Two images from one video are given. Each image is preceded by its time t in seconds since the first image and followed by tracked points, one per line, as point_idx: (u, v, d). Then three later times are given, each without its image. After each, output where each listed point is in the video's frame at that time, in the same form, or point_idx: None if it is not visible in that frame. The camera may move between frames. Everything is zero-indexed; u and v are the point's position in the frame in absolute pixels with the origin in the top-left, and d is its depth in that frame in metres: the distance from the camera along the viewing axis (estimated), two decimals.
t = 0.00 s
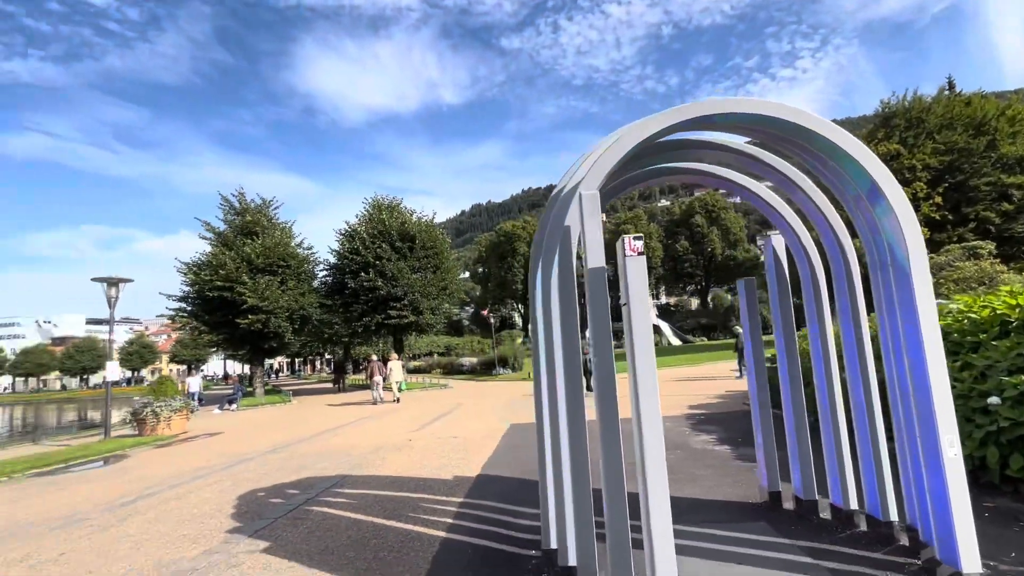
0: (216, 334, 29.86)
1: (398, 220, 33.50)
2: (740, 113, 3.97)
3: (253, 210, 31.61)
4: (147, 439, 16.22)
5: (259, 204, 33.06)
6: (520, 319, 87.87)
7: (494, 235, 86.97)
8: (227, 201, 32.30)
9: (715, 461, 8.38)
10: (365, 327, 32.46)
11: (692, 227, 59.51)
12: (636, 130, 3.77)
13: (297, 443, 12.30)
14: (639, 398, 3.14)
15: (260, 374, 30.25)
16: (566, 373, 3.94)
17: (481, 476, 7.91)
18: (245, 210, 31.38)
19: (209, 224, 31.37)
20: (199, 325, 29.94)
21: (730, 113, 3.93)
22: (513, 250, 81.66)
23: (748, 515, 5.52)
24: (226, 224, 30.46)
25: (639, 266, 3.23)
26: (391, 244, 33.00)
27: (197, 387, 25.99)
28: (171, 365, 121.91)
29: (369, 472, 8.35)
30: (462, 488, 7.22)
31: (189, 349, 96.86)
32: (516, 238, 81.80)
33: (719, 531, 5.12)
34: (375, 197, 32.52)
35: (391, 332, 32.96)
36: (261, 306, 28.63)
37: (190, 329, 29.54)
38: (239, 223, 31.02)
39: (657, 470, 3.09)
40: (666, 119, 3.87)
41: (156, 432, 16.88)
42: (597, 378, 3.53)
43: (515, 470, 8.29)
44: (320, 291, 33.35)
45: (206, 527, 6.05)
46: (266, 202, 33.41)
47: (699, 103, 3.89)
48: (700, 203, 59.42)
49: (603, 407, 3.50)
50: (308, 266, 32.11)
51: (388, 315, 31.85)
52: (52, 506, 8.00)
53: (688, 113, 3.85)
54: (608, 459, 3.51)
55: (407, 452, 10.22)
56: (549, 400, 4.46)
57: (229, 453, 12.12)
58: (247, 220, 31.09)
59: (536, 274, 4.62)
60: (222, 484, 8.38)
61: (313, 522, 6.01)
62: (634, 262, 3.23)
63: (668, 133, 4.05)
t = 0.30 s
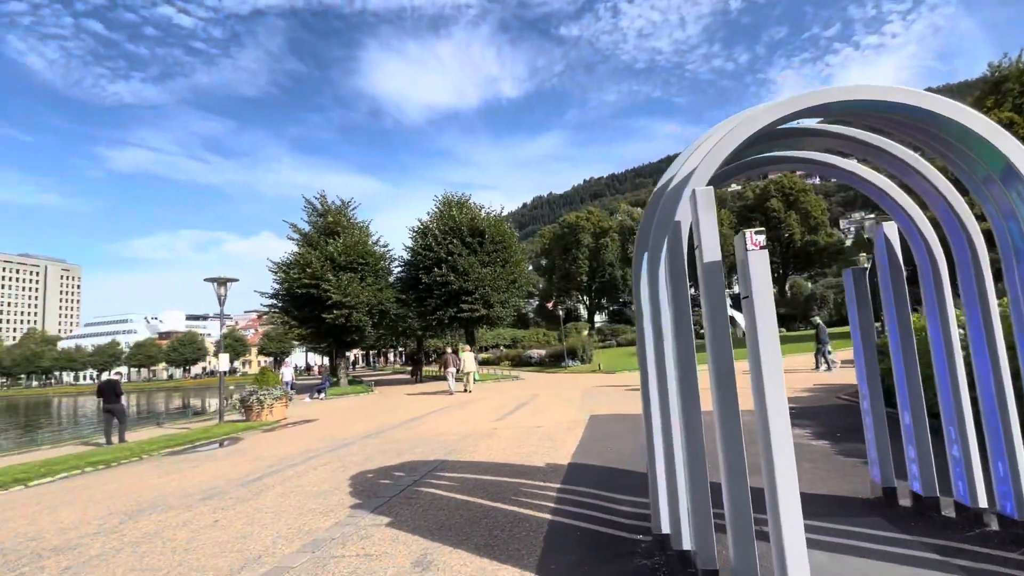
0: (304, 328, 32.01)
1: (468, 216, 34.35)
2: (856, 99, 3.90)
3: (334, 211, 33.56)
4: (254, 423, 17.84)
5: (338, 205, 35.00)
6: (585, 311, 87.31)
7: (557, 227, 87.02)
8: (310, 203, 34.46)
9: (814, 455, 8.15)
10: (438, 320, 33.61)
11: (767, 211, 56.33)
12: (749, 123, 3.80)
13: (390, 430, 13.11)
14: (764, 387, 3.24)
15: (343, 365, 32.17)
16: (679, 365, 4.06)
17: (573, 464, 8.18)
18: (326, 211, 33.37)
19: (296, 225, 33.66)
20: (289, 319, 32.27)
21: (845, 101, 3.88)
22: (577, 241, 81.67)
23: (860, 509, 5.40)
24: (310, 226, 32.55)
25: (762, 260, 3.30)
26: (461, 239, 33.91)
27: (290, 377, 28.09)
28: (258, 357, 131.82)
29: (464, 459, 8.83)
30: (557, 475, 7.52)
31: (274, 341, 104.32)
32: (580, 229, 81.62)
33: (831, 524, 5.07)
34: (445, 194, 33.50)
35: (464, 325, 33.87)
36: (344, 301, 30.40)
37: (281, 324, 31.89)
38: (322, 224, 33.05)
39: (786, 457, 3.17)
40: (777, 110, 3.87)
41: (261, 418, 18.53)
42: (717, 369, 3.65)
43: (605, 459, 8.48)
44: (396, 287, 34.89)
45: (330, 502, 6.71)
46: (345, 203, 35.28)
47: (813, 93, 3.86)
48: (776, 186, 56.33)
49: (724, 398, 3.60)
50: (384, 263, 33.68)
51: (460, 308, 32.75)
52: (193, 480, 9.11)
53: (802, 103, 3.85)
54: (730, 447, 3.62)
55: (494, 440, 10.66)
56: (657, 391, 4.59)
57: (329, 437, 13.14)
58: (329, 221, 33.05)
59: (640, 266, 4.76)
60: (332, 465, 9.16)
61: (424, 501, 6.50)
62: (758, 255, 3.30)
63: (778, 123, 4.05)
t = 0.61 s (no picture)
0: (385, 320, 33.60)
1: (538, 208, 34.55)
2: (1001, 66, 3.71)
3: (410, 208, 34.90)
4: (347, 408, 19.09)
5: (413, 201, 36.33)
6: (654, 302, 85.13)
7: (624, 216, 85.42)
8: (388, 201, 36.01)
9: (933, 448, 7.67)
10: (511, 312, 34.12)
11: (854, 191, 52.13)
12: (882, 98, 3.72)
13: (477, 416, 13.64)
14: (911, 370, 3.18)
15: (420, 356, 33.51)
16: (807, 350, 4.02)
17: (669, 452, 8.19)
18: (403, 208, 34.77)
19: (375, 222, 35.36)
20: (371, 312, 34.00)
21: (989, 68, 3.70)
22: (645, 229, 79.88)
23: (999, 505, 5.10)
24: (388, 222, 34.07)
25: (906, 240, 3.23)
26: (532, 231, 34.18)
27: (373, 366, 29.67)
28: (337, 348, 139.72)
29: (558, 444, 9.08)
30: (655, 462, 7.59)
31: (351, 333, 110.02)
32: (648, 217, 79.73)
33: (966, 519, 4.84)
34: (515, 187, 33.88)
35: (535, 316, 34.14)
36: (422, 294, 31.61)
37: (363, 316, 33.67)
38: (399, 220, 34.49)
39: (937, 442, 3.10)
40: (913, 83, 3.74)
41: (353, 404, 19.77)
42: (851, 353, 3.60)
43: (701, 447, 8.41)
44: (469, 280, 35.80)
45: (440, 479, 7.17)
46: (419, 200, 36.55)
47: (954, 64, 3.70)
48: (866, 163, 52.13)
49: (859, 382, 3.55)
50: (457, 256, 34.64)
51: (532, 300, 32.98)
52: (310, 457, 9.97)
53: (942, 75, 3.68)
54: (867, 432, 3.57)
55: (583, 428, 10.84)
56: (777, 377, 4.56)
57: (420, 422, 13.87)
58: (405, 217, 34.40)
59: (756, 251, 4.74)
60: (432, 447, 9.73)
61: (530, 481, 6.81)
62: (902, 235, 3.24)
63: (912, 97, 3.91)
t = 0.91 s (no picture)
0: (453, 312, 34.49)
1: (604, 197, 34.14)
2: None
3: (476, 201, 35.50)
4: (425, 397, 19.86)
5: (478, 195, 36.92)
6: (722, 291, 81.94)
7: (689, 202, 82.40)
8: (454, 196, 36.79)
9: None
10: (577, 303, 34.03)
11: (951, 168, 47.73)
12: None
13: (556, 407, 13.79)
14: None
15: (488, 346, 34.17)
16: (949, 343, 3.81)
17: (766, 446, 8.00)
18: (469, 202, 35.43)
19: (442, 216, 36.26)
20: (440, 304, 34.99)
21: None
22: (712, 216, 76.42)
23: None
24: (455, 216, 34.83)
25: None
26: (598, 221, 33.81)
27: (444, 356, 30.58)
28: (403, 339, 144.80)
29: (648, 436, 9.06)
30: (755, 456, 7.44)
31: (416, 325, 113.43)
32: (716, 203, 76.18)
33: None
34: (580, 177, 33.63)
35: (602, 307, 33.85)
36: (489, 286, 32.14)
37: (433, 308, 34.73)
38: (465, 214, 35.17)
39: None
40: None
41: (430, 392, 20.54)
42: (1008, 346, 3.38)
43: (801, 442, 8.15)
44: (534, 272, 36.02)
45: (537, 467, 7.38)
46: (484, 194, 37.08)
47: None
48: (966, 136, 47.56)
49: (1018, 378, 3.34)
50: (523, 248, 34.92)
51: (599, 291, 32.71)
52: (404, 443, 10.50)
53: None
54: None
55: (668, 420, 10.73)
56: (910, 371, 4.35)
57: (500, 411, 14.22)
58: (472, 211, 35.04)
59: (882, 240, 4.52)
60: (520, 436, 9.97)
61: (628, 471, 6.90)
62: None
63: None
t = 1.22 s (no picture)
0: (510, 304, 34.81)
1: (662, 186, 33.39)
2: None
3: (531, 193, 35.61)
4: (488, 386, 20.30)
5: (534, 187, 36.98)
6: (785, 281, 78.29)
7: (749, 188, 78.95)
8: (510, 188, 37.02)
9: None
10: (635, 294, 33.55)
11: None
12: None
13: (623, 398, 13.80)
14: None
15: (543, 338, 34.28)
16: None
17: (859, 441, 7.72)
18: (524, 194, 35.59)
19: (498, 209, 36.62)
20: (497, 296, 35.40)
21: None
22: (774, 203, 72.77)
23: None
24: (511, 208, 35.07)
25: None
26: (657, 211, 33.11)
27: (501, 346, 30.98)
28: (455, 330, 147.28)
29: (727, 428, 8.95)
30: (847, 450, 7.21)
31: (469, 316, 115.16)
32: (779, 189, 72.52)
33: None
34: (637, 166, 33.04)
35: (661, 298, 33.16)
36: (546, 278, 32.19)
37: (490, 300, 35.21)
38: (521, 206, 35.35)
39: None
40: None
41: (493, 382, 20.97)
42: None
43: (895, 438, 7.81)
44: (590, 263, 35.79)
45: (618, 455, 7.47)
46: (539, 185, 37.09)
47: None
48: None
49: None
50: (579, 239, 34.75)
51: (658, 282, 32.06)
52: (478, 430, 10.83)
53: None
54: None
55: (745, 413, 10.50)
56: None
57: (566, 401, 14.36)
58: (527, 203, 35.17)
59: (1008, 226, 4.28)
60: (594, 425, 10.08)
61: (711, 462, 6.86)
62: None
63: None
